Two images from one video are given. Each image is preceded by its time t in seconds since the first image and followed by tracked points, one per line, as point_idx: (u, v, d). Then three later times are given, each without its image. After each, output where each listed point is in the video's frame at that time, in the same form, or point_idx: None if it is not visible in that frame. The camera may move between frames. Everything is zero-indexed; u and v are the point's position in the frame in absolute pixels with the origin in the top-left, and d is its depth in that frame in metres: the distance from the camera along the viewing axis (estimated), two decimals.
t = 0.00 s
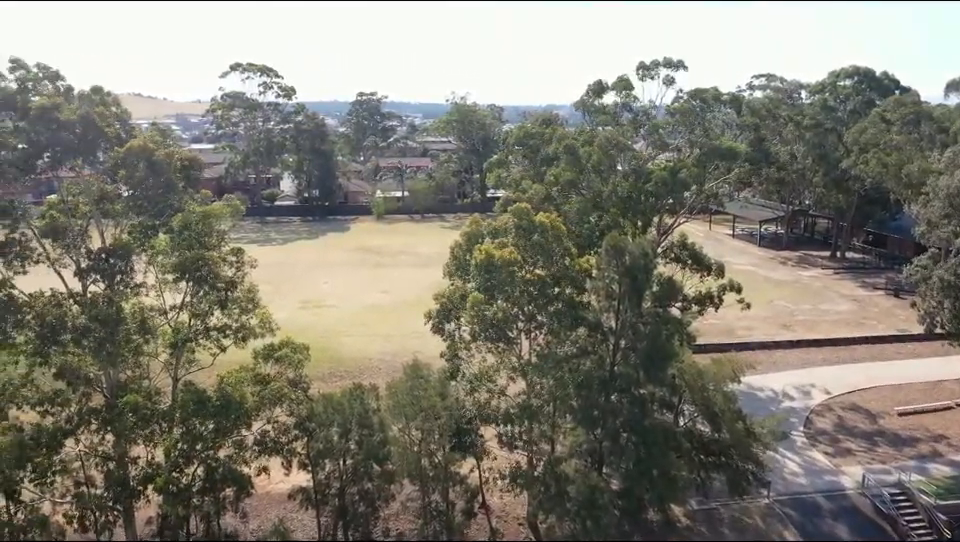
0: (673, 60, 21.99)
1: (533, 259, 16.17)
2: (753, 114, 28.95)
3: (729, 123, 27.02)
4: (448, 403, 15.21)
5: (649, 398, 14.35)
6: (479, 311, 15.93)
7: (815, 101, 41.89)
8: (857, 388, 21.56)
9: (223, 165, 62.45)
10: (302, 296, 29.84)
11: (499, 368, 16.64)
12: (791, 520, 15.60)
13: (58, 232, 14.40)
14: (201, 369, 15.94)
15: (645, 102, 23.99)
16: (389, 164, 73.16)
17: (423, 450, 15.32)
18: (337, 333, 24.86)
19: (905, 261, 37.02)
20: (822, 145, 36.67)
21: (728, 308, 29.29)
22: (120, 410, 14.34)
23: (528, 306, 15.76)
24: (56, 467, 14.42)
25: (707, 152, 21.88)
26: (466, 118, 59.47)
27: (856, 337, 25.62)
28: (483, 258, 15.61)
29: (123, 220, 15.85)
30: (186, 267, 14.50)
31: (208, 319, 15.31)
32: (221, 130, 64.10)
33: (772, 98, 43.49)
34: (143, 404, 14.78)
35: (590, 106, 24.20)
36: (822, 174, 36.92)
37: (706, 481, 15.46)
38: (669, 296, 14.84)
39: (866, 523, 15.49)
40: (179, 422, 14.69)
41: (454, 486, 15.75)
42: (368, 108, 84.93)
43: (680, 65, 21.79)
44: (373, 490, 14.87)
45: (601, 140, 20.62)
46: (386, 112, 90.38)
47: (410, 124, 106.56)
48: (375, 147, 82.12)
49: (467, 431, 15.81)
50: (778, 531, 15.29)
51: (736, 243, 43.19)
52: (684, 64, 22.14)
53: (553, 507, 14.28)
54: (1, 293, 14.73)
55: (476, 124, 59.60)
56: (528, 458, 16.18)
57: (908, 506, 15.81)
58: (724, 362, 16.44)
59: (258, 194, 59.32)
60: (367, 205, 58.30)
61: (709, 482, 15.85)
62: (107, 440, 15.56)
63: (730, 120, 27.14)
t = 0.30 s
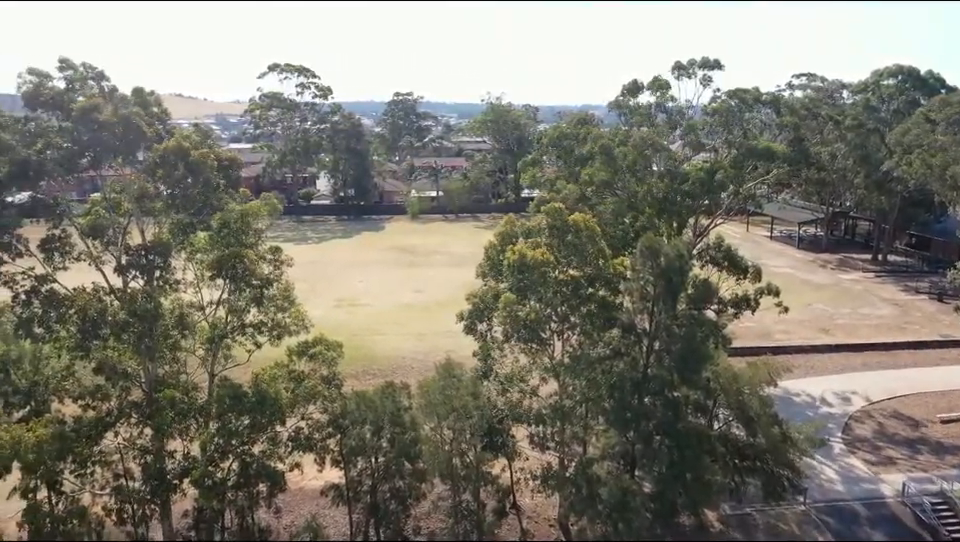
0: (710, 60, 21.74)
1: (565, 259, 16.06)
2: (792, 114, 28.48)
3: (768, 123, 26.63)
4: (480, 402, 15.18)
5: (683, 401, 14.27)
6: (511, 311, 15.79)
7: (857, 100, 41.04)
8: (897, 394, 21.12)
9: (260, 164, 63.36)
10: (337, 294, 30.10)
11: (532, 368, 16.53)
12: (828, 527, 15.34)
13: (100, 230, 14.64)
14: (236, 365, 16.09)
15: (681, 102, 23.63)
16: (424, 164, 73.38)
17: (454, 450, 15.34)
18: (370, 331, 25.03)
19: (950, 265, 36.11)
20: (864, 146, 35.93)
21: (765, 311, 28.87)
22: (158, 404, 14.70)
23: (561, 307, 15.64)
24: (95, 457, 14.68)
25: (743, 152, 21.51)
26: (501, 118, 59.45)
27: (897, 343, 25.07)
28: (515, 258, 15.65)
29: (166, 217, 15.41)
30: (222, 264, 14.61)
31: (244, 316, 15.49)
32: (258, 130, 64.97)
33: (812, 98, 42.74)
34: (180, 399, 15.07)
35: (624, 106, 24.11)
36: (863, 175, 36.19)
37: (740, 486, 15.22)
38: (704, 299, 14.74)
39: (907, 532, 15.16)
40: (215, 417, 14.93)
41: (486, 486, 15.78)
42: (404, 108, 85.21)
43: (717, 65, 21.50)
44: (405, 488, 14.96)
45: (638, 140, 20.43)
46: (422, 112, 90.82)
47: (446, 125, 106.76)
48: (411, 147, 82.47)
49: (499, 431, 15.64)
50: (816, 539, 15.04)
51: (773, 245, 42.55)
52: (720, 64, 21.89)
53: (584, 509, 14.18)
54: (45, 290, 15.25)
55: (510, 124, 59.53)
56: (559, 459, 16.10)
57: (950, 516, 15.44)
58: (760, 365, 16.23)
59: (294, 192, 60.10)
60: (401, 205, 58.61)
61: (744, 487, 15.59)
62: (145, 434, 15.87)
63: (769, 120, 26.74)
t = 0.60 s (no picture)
0: (749, 60, 21.48)
1: (599, 259, 15.93)
2: (834, 114, 27.94)
3: (810, 123, 26.16)
4: (513, 403, 15.14)
5: (718, 405, 14.05)
6: (543, 312, 15.67)
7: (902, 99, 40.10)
8: (939, 401, 20.64)
9: (296, 163, 64.25)
10: (371, 293, 30.34)
11: (564, 368, 16.41)
12: (867, 536, 15.06)
13: (139, 228, 15.01)
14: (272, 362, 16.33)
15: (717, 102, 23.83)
16: (458, 164, 73.50)
17: (486, 449, 15.34)
18: (405, 330, 25.17)
19: None
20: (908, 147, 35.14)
21: (804, 314, 28.41)
22: (195, 399, 14.85)
23: (594, 308, 15.60)
24: (133, 448, 14.99)
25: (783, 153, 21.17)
26: (537, 118, 59.11)
27: (941, 348, 24.48)
28: (548, 258, 15.62)
29: (205, 216, 15.37)
30: (258, 262, 14.85)
31: (280, 313, 15.70)
32: (295, 130, 65.85)
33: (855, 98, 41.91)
34: (216, 394, 15.33)
35: (660, 106, 24.07)
36: (907, 176, 35.39)
37: (776, 493, 15.01)
38: (741, 301, 14.44)
39: None
40: (250, 413, 15.15)
41: (517, 486, 15.79)
42: (438, 108, 84.74)
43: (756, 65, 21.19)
44: (436, 487, 15.11)
45: (674, 140, 20.27)
46: (458, 112, 91.18)
47: (482, 125, 106.95)
48: (446, 147, 82.78)
49: (530, 431, 15.38)
50: None
51: (813, 247, 41.84)
52: (760, 64, 21.62)
53: (616, 512, 14.11)
54: (87, 285, 15.42)
55: (545, 123, 59.38)
56: (592, 461, 16.00)
57: None
58: (799, 370, 15.97)
59: (330, 192, 60.76)
60: (436, 205, 58.86)
61: (780, 493, 15.36)
62: (182, 428, 16.08)
63: (810, 120, 26.28)
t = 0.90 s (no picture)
0: (791, 59, 21.09)
1: (634, 259, 15.71)
2: (877, 113, 27.39)
3: (852, 123, 25.71)
4: (546, 403, 15.18)
5: (754, 409, 13.86)
6: (577, 313, 15.52)
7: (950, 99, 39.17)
8: None
9: (332, 163, 65.00)
10: (406, 292, 30.53)
11: (598, 369, 16.24)
12: None
13: (179, 225, 15.12)
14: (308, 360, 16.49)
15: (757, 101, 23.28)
16: (495, 164, 73.59)
17: (518, 450, 15.28)
18: (440, 330, 25.27)
19: None
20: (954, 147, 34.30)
21: (845, 318, 27.89)
22: (232, 395, 15.01)
23: (629, 309, 15.43)
24: (171, 442, 15.18)
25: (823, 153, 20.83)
26: (573, 118, 59.35)
27: None
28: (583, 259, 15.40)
29: (243, 214, 15.52)
30: (295, 259, 15.03)
31: (316, 311, 15.88)
32: (331, 130, 66.57)
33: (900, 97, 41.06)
34: (252, 390, 15.48)
35: (698, 105, 23.77)
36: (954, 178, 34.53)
37: (814, 499, 14.75)
38: (779, 303, 14.21)
39: None
40: (285, 409, 15.27)
41: (549, 487, 15.71)
42: (475, 108, 86.92)
43: (797, 64, 20.82)
44: (468, 486, 15.06)
45: (709, 141, 20.12)
46: (494, 112, 91.34)
47: (516, 125, 106.97)
48: (482, 147, 83.03)
49: (563, 431, 15.47)
50: None
51: (855, 250, 41.06)
52: (801, 63, 21.27)
53: (648, 515, 13.98)
54: (129, 281, 15.68)
55: (581, 123, 59.34)
56: (625, 463, 15.82)
57: None
58: (838, 375, 15.69)
59: (365, 191, 61.29)
60: (471, 204, 59.07)
61: (818, 500, 15.11)
62: (219, 423, 16.28)
63: (853, 119, 25.80)
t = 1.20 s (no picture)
0: (834, 58, 20.76)
1: (671, 261, 15.53)
2: (922, 113, 26.79)
3: (897, 123, 25.20)
4: (580, 405, 15.09)
5: (792, 413, 13.65)
6: (613, 313, 15.22)
7: None
8: None
9: (368, 163, 65.65)
10: (441, 291, 30.68)
11: (633, 370, 16.05)
12: None
13: (221, 224, 15.23)
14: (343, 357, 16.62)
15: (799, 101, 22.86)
16: (530, 163, 73.51)
17: (551, 451, 15.27)
18: (476, 329, 25.36)
19: None
20: None
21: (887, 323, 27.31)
22: (268, 390, 15.12)
23: (665, 310, 15.25)
24: (209, 436, 15.43)
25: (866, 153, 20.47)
26: (609, 118, 59.20)
27: None
28: (618, 260, 15.26)
29: (280, 213, 15.72)
30: (331, 257, 15.22)
31: (351, 309, 16.04)
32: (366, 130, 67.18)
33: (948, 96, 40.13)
34: (288, 386, 15.48)
35: (737, 104, 23.42)
36: None
37: (853, 506, 14.49)
38: (818, 306, 13.90)
39: None
40: (320, 405, 15.42)
41: (581, 488, 15.67)
42: (512, 109, 87.30)
43: (841, 64, 20.47)
44: (500, 485, 15.05)
45: (746, 141, 19.89)
46: (529, 112, 91.29)
47: (551, 125, 106.79)
48: (518, 147, 83.08)
49: (597, 433, 15.42)
50: None
51: (898, 253, 40.19)
52: (845, 62, 20.90)
53: (681, 518, 13.85)
54: (170, 277, 15.92)
55: (618, 123, 59.11)
56: (658, 466, 15.63)
57: None
58: (879, 380, 15.39)
59: (401, 191, 61.68)
60: (505, 204, 59.12)
61: (856, 507, 14.86)
62: (255, 418, 16.48)
63: (897, 119, 25.30)
